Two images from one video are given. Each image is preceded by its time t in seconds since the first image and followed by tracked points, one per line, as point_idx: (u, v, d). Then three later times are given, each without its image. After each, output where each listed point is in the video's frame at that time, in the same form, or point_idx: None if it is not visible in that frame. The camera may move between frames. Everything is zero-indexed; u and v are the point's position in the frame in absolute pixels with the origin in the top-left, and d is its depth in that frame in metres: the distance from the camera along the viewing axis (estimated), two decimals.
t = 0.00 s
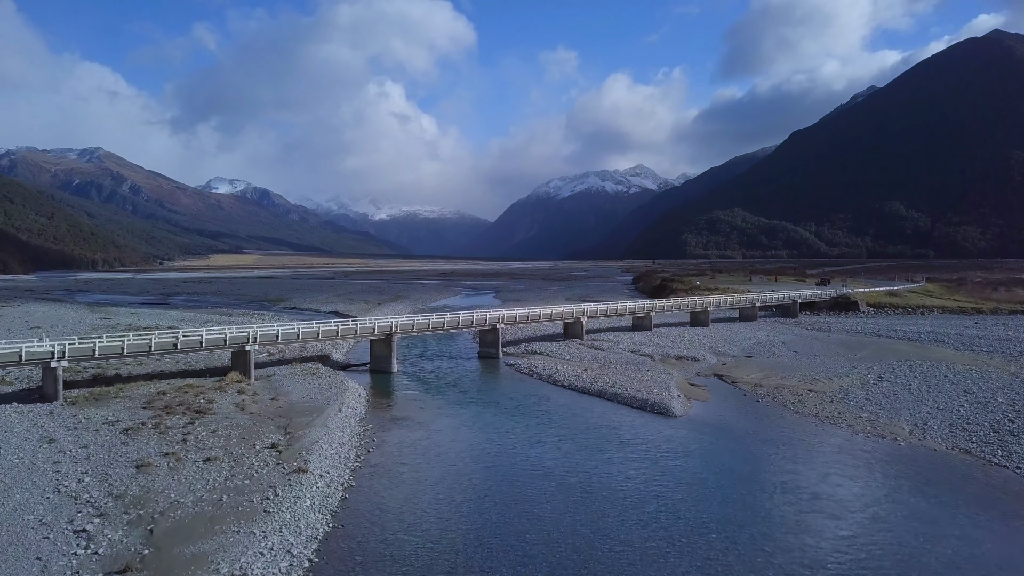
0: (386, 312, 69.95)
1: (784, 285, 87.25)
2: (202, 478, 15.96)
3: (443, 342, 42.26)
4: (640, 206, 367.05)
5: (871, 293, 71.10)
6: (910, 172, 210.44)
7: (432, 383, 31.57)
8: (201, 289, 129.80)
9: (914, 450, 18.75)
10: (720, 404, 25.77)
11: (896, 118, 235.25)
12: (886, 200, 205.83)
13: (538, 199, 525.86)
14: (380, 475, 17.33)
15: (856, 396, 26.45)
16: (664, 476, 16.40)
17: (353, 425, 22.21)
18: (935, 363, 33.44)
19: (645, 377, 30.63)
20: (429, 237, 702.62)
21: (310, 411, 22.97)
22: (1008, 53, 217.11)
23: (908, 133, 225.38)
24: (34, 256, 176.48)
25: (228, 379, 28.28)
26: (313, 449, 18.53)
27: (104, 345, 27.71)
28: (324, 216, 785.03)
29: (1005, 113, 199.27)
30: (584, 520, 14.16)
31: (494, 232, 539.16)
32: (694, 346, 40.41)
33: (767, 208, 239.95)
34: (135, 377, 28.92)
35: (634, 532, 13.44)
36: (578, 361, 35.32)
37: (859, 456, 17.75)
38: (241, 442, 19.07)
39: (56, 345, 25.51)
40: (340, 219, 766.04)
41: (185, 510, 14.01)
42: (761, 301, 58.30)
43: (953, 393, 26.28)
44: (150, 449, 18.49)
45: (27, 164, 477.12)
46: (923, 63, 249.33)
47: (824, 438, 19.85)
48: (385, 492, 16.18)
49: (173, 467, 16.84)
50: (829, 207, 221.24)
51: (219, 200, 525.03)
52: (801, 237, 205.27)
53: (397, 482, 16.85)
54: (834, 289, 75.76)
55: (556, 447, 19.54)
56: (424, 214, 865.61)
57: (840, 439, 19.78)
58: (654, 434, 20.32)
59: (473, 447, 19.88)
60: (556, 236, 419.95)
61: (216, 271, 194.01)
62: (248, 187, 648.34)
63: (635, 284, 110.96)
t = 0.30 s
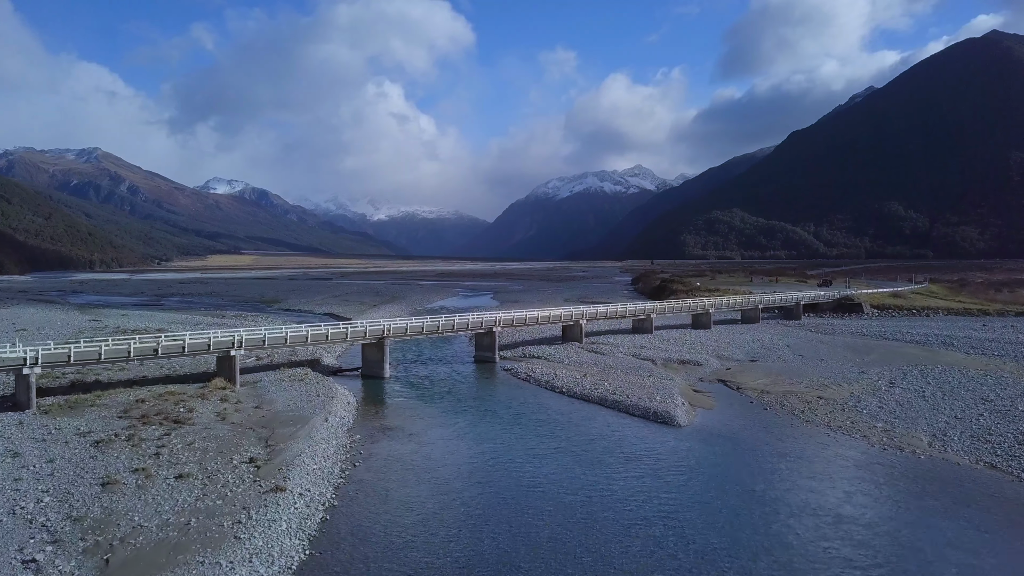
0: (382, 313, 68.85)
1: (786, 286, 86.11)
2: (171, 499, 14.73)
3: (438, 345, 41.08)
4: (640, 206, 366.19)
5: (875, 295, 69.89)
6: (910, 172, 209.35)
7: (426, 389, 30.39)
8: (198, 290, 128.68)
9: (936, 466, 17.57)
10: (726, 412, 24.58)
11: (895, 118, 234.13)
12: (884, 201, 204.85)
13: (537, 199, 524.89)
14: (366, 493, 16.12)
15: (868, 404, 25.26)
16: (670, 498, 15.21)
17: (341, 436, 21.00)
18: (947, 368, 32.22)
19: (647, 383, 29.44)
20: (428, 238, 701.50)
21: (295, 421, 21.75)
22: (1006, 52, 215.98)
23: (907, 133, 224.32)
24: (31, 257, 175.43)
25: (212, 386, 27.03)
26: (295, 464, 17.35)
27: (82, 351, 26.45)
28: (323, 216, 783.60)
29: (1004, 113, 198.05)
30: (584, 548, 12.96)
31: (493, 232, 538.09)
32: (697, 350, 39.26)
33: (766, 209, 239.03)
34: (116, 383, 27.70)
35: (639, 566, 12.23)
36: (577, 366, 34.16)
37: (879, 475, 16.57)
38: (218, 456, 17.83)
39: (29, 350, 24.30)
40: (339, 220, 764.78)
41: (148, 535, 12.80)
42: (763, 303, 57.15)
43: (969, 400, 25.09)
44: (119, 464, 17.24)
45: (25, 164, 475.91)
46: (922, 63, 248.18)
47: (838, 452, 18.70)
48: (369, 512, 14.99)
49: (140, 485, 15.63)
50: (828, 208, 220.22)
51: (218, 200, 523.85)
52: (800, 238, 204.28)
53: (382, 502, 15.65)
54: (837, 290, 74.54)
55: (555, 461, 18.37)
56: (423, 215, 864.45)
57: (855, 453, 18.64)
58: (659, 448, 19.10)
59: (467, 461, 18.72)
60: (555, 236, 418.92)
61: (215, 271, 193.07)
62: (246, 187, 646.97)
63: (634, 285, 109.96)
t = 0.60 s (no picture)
0: (377, 315, 67.68)
1: (787, 287, 84.90)
2: (135, 522, 13.50)
3: (433, 348, 39.89)
4: (638, 206, 365.00)
5: (879, 296, 68.84)
6: (909, 172, 208.33)
7: (418, 396, 29.23)
8: (192, 291, 127.40)
9: (960, 483, 16.38)
10: (734, 421, 23.42)
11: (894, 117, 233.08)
12: (883, 202, 203.83)
13: (536, 199, 523.63)
14: (349, 514, 14.93)
15: (882, 411, 24.07)
16: (677, 524, 14.01)
17: (326, 449, 19.82)
18: (959, 373, 31.07)
19: (648, 388, 28.28)
20: (427, 239, 700.00)
21: (278, 432, 20.53)
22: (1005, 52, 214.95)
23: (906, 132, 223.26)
24: (28, 258, 174.11)
25: (194, 394, 25.77)
26: (275, 481, 16.17)
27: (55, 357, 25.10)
28: (322, 216, 782.21)
29: (1004, 112, 196.98)
30: None
31: (491, 232, 536.83)
32: (699, 354, 38.12)
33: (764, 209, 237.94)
34: (93, 392, 26.40)
35: None
36: (576, 370, 33.01)
37: (906, 496, 15.34)
38: (191, 472, 16.60)
39: None
40: (337, 220, 763.31)
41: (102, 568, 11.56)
42: (765, 304, 56.04)
43: (987, 408, 23.92)
44: (83, 481, 15.96)
45: (22, 164, 473.74)
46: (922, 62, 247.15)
47: (854, 466, 17.56)
48: (349, 535, 13.76)
49: (104, 505, 14.40)
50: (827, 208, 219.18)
51: (216, 201, 522.25)
52: (799, 238, 203.23)
53: (365, 523, 14.47)
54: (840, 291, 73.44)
55: (553, 478, 17.20)
56: (422, 215, 863.16)
57: (872, 468, 17.50)
58: (666, 462, 17.90)
59: (460, 477, 17.57)
60: (553, 237, 417.65)
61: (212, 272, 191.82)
62: (245, 188, 645.18)
63: (634, 286, 108.88)
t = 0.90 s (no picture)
0: (373, 317, 66.48)
1: (789, 288, 83.71)
2: (91, 551, 12.27)
3: (427, 352, 38.70)
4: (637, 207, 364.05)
5: (882, 297, 67.83)
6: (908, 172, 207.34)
7: (411, 404, 28.02)
8: (187, 292, 125.95)
9: (985, 502, 15.24)
10: (741, 429, 22.31)
11: (893, 117, 232.18)
12: (882, 202, 202.82)
13: (534, 200, 522.66)
14: (328, 538, 13.74)
15: (897, 420, 22.91)
16: (687, 554, 12.84)
17: (310, 462, 18.65)
18: (972, 378, 29.94)
19: (650, 395, 27.10)
20: (425, 239, 698.81)
21: (259, 446, 19.29)
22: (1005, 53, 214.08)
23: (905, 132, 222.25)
24: (23, 258, 172.67)
25: (174, 402, 24.50)
26: (250, 501, 14.96)
27: (27, 364, 23.80)
28: (321, 216, 780.76)
29: (1002, 112, 196.01)
30: None
31: (489, 233, 535.90)
32: (702, 357, 37.01)
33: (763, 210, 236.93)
34: (69, 400, 25.13)
35: None
36: (575, 376, 31.83)
37: (934, 522, 14.17)
38: (159, 491, 15.36)
39: None
40: (336, 221, 761.83)
41: None
42: (768, 306, 54.90)
43: (1006, 417, 22.74)
44: (41, 502, 14.68)
45: (20, 164, 471.36)
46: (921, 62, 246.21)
47: (871, 483, 16.46)
48: (328, 565, 12.57)
49: (59, 532, 13.12)
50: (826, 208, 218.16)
51: (214, 201, 520.40)
52: (798, 239, 202.20)
53: (346, 548, 13.26)
54: (844, 293, 72.37)
55: (551, 498, 16.07)
56: (420, 215, 861.80)
57: (891, 483, 16.40)
58: (671, 480, 16.70)
59: (454, 496, 16.42)
60: (552, 237, 416.63)
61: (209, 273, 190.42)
62: (243, 189, 643.67)
63: (633, 286, 107.80)
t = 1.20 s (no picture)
0: (368, 320, 65.32)
1: (791, 290, 82.56)
2: None
3: (421, 356, 37.53)
4: (635, 207, 363.00)
5: (886, 298, 66.75)
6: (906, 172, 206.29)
7: (402, 412, 26.88)
8: (183, 294, 124.69)
9: (1019, 527, 14.03)
10: (749, 441, 21.20)
11: (892, 117, 231.13)
12: (880, 203, 201.86)
13: (533, 200, 521.66)
14: (307, 567, 12.58)
15: (913, 430, 21.78)
16: None
17: (291, 478, 17.48)
18: (985, 385, 28.78)
19: (653, 403, 25.97)
20: (424, 240, 697.99)
21: (237, 460, 18.07)
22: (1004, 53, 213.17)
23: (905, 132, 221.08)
24: (19, 259, 171.33)
25: (152, 411, 23.28)
26: (219, 525, 13.77)
27: None
28: (319, 217, 779.10)
29: (1001, 112, 194.93)
30: None
31: (488, 233, 535.05)
32: (704, 361, 35.88)
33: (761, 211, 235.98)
34: (41, 408, 23.86)
35: None
36: (574, 381, 30.68)
37: (961, 550, 13.02)
38: (123, 514, 14.11)
39: None
40: (334, 221, 760.45)
41: None
42: (771, 308, 53.82)
43: None
44: None
45: (17, 164, 469.03)
46: (921, 62, 245.18)
47: (893, 503, 15.28)
48: None
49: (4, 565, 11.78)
50: (824, 208, 217.21)
51: (213, 202, 518.80)
52: (796, 239, 201.23)
53: None
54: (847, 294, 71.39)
55: (546, 520, 14.90)
56: (419, 216, 860.48)
57: (913, 504, 15.23)
58: (677, 503, 15.49)
59: (443, 517, 15.26)
60: (550, 238, 415.63)
61: (206, 273, 189.06)
62: (242, 189, 641.96)
63: (631, 287, 106.79)
